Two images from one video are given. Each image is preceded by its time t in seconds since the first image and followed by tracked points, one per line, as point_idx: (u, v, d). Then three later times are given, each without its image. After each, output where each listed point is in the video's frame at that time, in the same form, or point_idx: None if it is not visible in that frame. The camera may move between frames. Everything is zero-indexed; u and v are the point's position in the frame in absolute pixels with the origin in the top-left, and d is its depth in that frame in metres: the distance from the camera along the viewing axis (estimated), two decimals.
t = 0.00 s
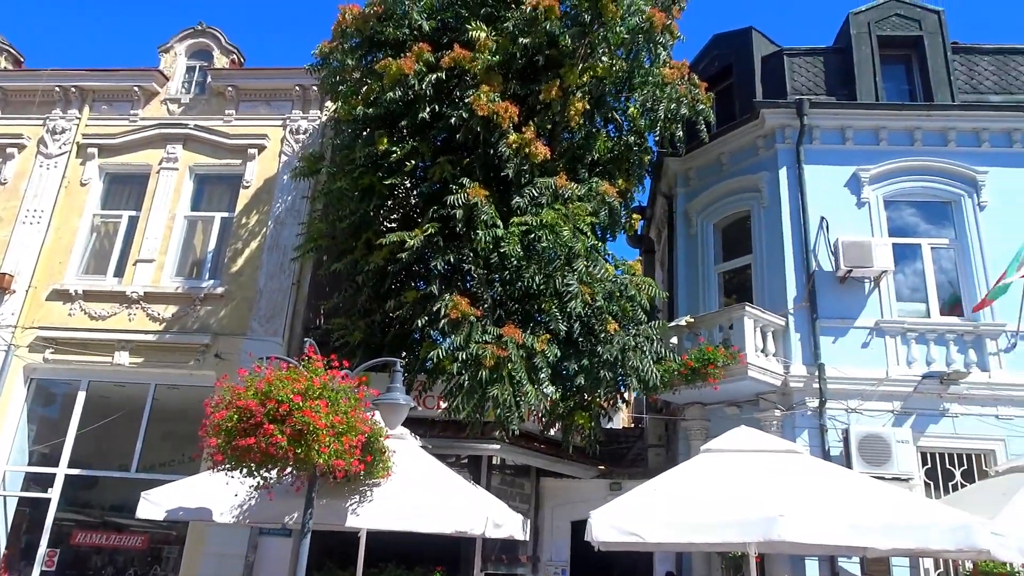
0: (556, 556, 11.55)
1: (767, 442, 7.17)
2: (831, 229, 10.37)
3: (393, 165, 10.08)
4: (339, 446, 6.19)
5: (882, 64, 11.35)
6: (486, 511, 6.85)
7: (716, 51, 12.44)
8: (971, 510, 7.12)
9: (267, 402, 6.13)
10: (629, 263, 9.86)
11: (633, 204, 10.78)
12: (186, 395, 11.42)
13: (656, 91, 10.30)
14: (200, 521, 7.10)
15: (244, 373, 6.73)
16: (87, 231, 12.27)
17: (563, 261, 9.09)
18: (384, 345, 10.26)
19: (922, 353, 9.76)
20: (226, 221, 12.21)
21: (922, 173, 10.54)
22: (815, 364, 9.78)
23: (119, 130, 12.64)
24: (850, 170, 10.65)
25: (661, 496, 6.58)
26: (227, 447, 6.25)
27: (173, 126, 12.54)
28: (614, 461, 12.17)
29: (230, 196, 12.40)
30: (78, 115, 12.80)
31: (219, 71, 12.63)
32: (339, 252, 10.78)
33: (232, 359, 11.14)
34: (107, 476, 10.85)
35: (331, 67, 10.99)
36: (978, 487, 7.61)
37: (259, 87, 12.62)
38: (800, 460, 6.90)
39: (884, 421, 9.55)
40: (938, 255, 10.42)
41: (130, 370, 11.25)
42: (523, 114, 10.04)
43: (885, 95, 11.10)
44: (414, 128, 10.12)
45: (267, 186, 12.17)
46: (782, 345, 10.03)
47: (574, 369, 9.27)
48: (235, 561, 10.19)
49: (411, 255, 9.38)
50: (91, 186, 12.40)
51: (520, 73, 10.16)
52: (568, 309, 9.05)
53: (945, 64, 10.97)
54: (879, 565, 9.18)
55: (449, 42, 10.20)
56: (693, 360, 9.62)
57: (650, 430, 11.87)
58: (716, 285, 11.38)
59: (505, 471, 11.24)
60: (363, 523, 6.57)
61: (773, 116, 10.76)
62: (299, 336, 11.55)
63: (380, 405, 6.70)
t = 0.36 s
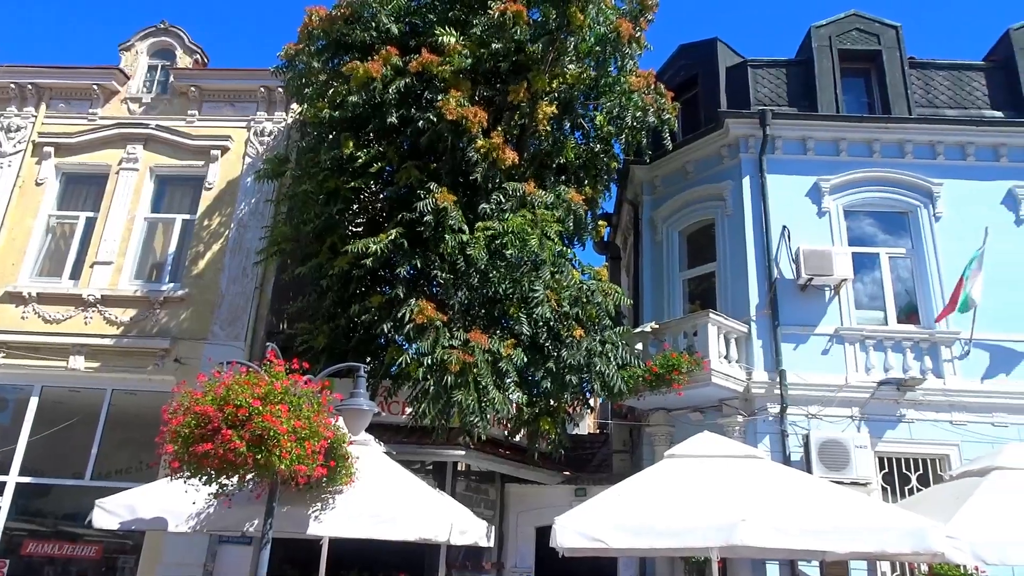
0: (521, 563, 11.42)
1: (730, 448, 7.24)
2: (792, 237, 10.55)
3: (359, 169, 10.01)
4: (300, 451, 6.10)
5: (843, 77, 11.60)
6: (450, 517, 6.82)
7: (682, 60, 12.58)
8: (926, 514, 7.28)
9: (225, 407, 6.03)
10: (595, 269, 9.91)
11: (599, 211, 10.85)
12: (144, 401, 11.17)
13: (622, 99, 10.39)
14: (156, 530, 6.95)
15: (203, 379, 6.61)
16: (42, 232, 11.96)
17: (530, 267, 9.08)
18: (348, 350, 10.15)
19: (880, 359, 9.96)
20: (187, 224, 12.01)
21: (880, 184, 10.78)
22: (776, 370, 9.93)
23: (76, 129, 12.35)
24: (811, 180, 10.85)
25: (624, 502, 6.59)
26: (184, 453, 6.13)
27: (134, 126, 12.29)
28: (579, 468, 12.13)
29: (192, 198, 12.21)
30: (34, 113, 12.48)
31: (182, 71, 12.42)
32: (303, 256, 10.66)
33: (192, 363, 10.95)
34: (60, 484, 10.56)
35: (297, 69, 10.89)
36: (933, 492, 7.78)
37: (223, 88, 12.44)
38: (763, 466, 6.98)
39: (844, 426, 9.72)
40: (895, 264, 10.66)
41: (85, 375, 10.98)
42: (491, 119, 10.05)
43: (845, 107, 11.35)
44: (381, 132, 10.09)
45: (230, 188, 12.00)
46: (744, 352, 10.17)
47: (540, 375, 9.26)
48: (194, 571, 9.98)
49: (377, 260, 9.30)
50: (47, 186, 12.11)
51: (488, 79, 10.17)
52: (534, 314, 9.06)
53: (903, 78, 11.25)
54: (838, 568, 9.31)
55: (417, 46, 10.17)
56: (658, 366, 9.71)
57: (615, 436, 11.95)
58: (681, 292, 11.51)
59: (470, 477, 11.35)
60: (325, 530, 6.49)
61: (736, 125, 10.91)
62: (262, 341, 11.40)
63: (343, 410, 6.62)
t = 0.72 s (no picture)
0: (482, 567, 11.43)
1: (690, 451, 7.33)
2: (753, 244, 10.72)
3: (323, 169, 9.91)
4: (257, 456, 5.99)
5: (803, 87, 11.84)
6: (412, 521, 6.75)
7: (647, 67, 12.71)
8: (880, 516, 7.45)
9: (179, 410, 5.91)
10: (560, 274, 9.96)
11: (564, 215, 10.88)
12: (97, 404, 10.87)
13: (588, 105, 10.50)
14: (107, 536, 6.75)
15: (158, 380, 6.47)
16: None
17: (496, 272, 9.08)
18: (310, 353, 10.02)
19: (836, 365, 10.17)
20: (144, 223, 11.75)
21: (838, 193, 11.03)
22: (737, 375, 10.06)
23: (30, 124, 12.02)
24: (772, 188, 11.04)
25: (586, 506, 6.61)
26: (136, 456, 5.99)
27: (90, 122, 11.99)
28: (541, 472, 11.95)
29: (149, 196, 11.94)
30: None
31: (141, 67, 12.16)
32: (264, 257, 10.50)
33: (148, 366, 10.70)
34: (8, 490, 10.24)
35: (260, 68, 10.74)
36: (887, 494, 7.96)
37: (183, 85, 12.22)
38: (723, 470, 7.06)
39: (801, 430, 9.89)
40: (852, 271, 10.90)
41: (36, 377, 10.67)
42: (457, 122, 10.03)
43: (805, 117, 11.58)
44: (346, 132, 9.99)
45: (190, 186, 11.78)
46: (706, 356, 10.30)
47: (504, 379, 9.24)
48: None
49: (341, 261, 9.21)
50: None
51: (455, 82, 10.16)
52: (500, 319, 9.06)
53: (861, 89, 11.51)
54: (794, 569, 9.51)
55: (382, 47, 10.10)
56: (620, 370, 9.80)
57: (577, 440, 11.97)
58: (644, 296, 11.61)
59: (432, 481, 11.21)
60: (284, 535, 6.37)
61: (700, 133, 11.06)
62: (220, 343, 11.20)
63: (303, 414, 6.56)
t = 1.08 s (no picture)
0: (443, 569, 11.39)
1: (651, 454, 7.40)
2: (715, 249, 10.87)
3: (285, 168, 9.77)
4: (213, 460, 5.87)
5: (764, 95, 12.04)
6: (372, 523, 6.55)
7: (613, 73, 12.80)
8: (836, 516, 7.61)
9: (132, 412, 5.76)
10: (524, 276, 9.92)
11: (529, 218, 10.89)
12: (48, 406, 10.50)
13: (554, 108, 10.49)
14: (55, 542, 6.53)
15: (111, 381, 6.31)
16: None
17: (461, 274, 9.01)
18: (270, 353, 9.88)
19: (794, 368, 10.37)
20: (99, 220, 11.46)
21: (797, 200, 11.24)
22: (698, 378, 10.18)
23: None
24: (733, 194, 11.21)
25: (548, 508, 6.62)
26: (85, 459, 5.84)
27: (43, 115, 11.65)
28: (504, 473, 12.07)
29: (105, 193, 11.65)
30: None
31: (97, 60, 11.87)
32: (224, 256, 10.32)
33: (101, 366, 10.44)
34: None
35: (221, 64, 10.55)
36: (842, 495, 8.13)
37: (141, 80, 11.97)
38: (684, 472, 7.14)
39: (760, 433, 10.04)
40: (810, 277, 11.11)
41: None
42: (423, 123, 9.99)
43: (766, 125, 11.79)
44: (309, 131, 9.86)
45: (148, 183, 11.53)
46: (667, 360, 10.41)
47: (467, 381, 9.22)
48: None
49: (301, 262, 9.09)
50: None
51: (420, 83, 10.13)
52: (463, 322, 9.03)
53: (820, 99, 11.76)
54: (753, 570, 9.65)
55: (347, 46, 10.00)
56: (584, 372, 9.85)
57: (540, 442, 11.97)
58: (608, 300, 11.69)
59: (394, 484, 11.08)
60: (240, 540, 6.26)
61: (664, 138, 11.19)
62: (177, 343, 10.97)
63: (262, 416, 6.49)
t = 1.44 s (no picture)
0: (406, 571, 11.34)
1: (615, 455, 7.45)
2: (680, 252, 10.98)
3: (248, 164, 9.61)
4: (172, 460, 5.75)
5: (729, 101, 12.20)
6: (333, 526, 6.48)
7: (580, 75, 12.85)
8: (794, 517, 7.75)
9: (89, 413, 5.63)
10: (490, 277, 9.95)
11: (495, 219, 10.86)
12: None
13: (521, 108, 10.49)
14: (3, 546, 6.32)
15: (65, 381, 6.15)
16: None
17: (426, 274, 8.99)
18: (231, 353, 9.74)
19: (756, 371, 10.52)
20: (55, 215, 11.15)
21: (760, 205, 11.41)
22: (661, 380, 10.28)
23: None
24: (698, 198, 11.35)
25: (512, 510, 6.62)
26: (38, 462, 5.67)
27: None
28: (469, 475, 11.98)
29: (61, 187, 11.35)
30: None
31: (54, 51, 11.58)
32: (184, 254, 10.13)
33: (55, 365, 10.18)
34: None
35: (184, 58, 10.39)
36: (800, 496, 8.27)
37: (100, 72, 11.70)
38: (648, 474, 7.19)
39: (722, 435, 10.18)
40: (771, 281, 11.30)
41: None
42: (389, 121, 9.92)
43: (730, 130, 11.95)
44: (273, 128, 9.72)
45: (106, 178, 11.27)
46: (632, 362, 10.49)
47: (432, 382, 9.18)
48: None
49: (263, 260, 8.95)
50: None
51: (387, 82, 10.07)
52: (428, 322, 8.99)
53: (783, 106, 11.96)
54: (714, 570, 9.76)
55: (313, 42, 9.89)
56: (549, 374, 9.88)
57: (505, 443, 11.96)
58: (574, 301, 11.74)
59: (357, 485, 11.09)
60: (197, 544, 6.15)
61: (631, 142, 11.27)
62: (135, 342, 10.74)
63: (220, 416, 6.39)
